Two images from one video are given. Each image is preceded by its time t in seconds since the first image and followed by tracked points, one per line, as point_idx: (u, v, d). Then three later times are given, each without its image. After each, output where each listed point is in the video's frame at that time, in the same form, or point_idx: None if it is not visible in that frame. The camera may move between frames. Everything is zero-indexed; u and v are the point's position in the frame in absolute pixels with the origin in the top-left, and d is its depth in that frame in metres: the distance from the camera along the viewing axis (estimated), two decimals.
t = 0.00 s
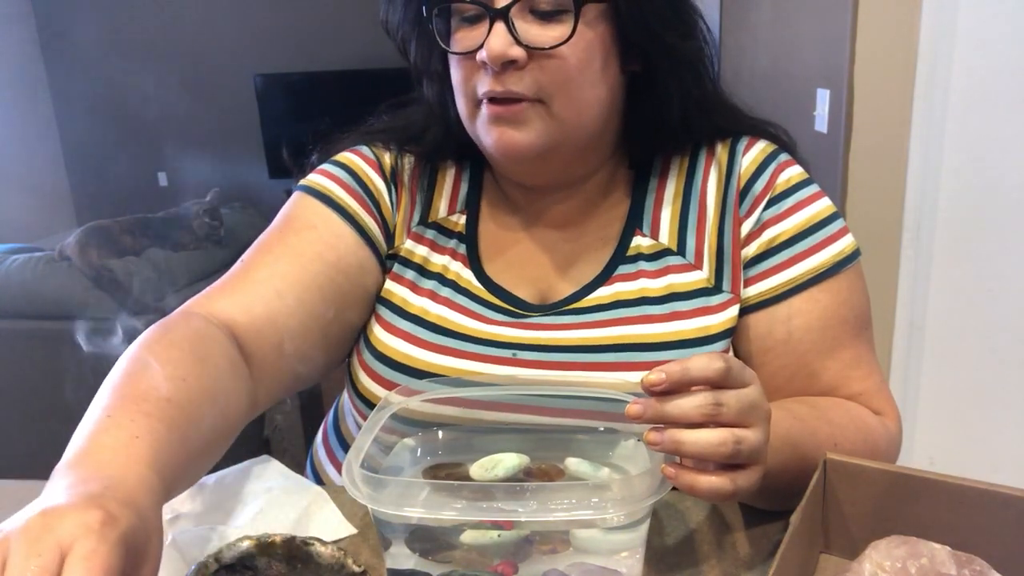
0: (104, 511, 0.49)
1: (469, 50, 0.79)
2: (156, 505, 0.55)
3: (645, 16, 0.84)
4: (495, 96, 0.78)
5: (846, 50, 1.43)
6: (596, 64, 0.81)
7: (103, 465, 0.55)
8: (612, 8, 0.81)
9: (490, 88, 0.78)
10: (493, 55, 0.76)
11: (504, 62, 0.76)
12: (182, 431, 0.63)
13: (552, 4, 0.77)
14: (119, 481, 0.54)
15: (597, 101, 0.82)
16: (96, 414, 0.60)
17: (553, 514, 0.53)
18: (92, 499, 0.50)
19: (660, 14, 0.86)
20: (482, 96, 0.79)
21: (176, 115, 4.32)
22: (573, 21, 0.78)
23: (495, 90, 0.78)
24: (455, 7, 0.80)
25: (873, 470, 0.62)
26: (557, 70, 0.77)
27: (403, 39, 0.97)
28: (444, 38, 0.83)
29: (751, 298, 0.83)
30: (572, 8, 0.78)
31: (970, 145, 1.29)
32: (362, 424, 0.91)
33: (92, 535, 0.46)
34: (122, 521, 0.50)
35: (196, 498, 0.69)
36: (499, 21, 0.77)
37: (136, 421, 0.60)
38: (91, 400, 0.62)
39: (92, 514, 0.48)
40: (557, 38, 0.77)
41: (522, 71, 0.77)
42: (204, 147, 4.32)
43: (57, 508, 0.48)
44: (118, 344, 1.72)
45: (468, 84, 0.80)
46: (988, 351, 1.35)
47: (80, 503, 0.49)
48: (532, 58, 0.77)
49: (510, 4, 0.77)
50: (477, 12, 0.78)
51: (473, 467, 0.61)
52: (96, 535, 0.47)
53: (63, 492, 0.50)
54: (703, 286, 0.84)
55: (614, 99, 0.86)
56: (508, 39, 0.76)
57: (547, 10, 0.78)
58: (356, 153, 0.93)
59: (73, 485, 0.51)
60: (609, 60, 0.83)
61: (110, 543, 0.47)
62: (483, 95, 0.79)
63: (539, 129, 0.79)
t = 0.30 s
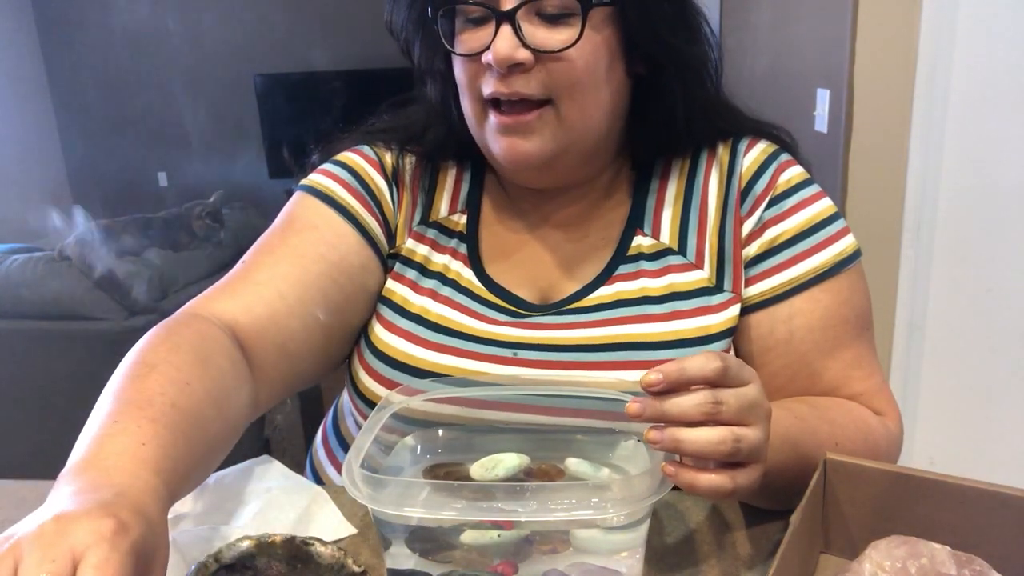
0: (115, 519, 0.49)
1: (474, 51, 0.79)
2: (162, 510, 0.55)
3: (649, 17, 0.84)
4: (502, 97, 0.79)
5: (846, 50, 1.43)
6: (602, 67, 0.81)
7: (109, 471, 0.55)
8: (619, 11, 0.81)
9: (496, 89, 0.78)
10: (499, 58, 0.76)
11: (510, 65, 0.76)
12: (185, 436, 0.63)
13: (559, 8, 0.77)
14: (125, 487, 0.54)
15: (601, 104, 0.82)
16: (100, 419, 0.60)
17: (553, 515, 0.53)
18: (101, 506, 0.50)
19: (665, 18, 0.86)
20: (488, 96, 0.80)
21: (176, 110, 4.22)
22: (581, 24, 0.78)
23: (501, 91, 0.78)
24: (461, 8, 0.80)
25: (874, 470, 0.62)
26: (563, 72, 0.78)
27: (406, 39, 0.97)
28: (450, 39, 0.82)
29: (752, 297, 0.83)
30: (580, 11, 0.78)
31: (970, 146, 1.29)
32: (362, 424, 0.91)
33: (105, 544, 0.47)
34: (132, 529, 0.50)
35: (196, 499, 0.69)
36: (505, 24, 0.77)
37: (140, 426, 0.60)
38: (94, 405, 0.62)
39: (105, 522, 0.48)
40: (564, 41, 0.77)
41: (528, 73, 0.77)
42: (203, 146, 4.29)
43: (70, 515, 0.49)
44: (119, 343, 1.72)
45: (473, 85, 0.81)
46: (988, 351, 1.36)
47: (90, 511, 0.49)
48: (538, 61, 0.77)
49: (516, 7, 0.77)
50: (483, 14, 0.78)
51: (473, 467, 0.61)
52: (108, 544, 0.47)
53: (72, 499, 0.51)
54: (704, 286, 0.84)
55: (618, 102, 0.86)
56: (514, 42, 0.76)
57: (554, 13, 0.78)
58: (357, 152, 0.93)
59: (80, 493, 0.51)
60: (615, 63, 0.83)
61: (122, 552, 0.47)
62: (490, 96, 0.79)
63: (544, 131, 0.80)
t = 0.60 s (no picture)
0: (122, 525, 0.49)
1: (479, 52, 0.79)
2: (167, 514, 0.55)
3: (654, 19, 0.84)
4: (506, 98, 0.79)
5: (846, 50, 1.43)
6: (607, 68, 0.81)
7: (114, 475, 0.55)
8: (623, 14, 0.81)
9: (500, 90, 0.78)
10: (503, 59, 0.76)
11: (515, 66, 0.76)
12: (190, 438, 0.63)
13: (563, 9, 0.77)
14: (132, 491, 0.54)
15: (606, 105, 0.83)
16: (104, 423, 0.60)
17: (553, 514, 0.53)
18: (108, 511, 0.50)
19: (670, 20, 0.86)
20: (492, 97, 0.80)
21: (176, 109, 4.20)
22: (586, 27, 0.78)
23: (505, 92, 0.78)
24: (465, 8, 0.80)
25: (874, 469, 0.62)
26: (567, 74, 0.78)
27: (410, 40, 0.97)
28: (454, 39, 0.83)
29: (754, 297, 0.83)
30: (585, 14, 0.78)
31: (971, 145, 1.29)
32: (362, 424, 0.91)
33: (112, 550, 0.47)
34: (139, 534, 0.50)
35: (196, 499, 0.69)
36: (509, 25, 0.77)
37: (145, 429, 0.60)
38: (97, 408, 0.62)
39: (112, 527, 0.49)
40: (569, 43, 0.77)
41: (533, 75, 0.77)
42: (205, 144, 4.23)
43: (78, 519, 0.49)
44: (119, 343, 1.72)
45: (477, 86, 0.81)
46: (988, 351, 1.35)
47: (97, 515, 0.49)
48: (543, 62, 0.77)
49: (521, 8, 0.77)
50: (487, 14, 0.78)
51: (473, 467, 0.61)
52: (115, 549, 0.47)
53: (77, 503, 0.51)
54: (706, 285, 0.84)
55: (622, 103, 0.87)
56: (519, 43, 0.76)
57: (559, 15, 0.78)
58: (359, 151, 0.93)
59: (86, 496, 0.52)
60: (619, 64, 0.83)
61: (129, 557, 0.47)
62: (494, 97, 0.79)
63: (549, 133, 0.80)
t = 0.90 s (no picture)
0: (125, 524, 0.49)
1: (481, 51, 0.79)
2: (169, 513, 0.55)
3: (656, 18, 0.84)
4: (508, 97, 0.79)
5: (846, 50, 1.43)
6: (610, 67, 0.81)
7: (116, 474, 0.55)
8: (626, 14, 0.82)
9: (502, 89, 0.78)
10: (506, 58, 0.76)
11: (518, 66, 0.77)
12: (191, 437, 0.63)
13: (566, 9, 0.77)
14: (133, 490, 0.54)
15: (608, 104, 0.83)
16: (105, 422, 0.60)
17: (553, 514, 0.53)
18: (110, 511, 0.50)
19: (673, 19, 0.86)
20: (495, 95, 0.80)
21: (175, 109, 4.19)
22: (589, 26, 0.78)
23: (508, 91, 0.78)
24: (468, 7, 0.79)
25: (874, 469, 0.62)
26: (570, 73, 0.78)
27: (412, 39, 0.97)
28: (456, 38, 0.83)
29: (755, 297, 0.83)
30: (587, 13, 0.78)
31: (970, 145, 1.29)
32: (362, 424, 0.91)
33: (114, 549, 0.47)
34: (141, 533, 0.50)
35: (197, 499, 0.69)
36: (512, 25, 0.77)
37: (147, 428, 0.60)
38: (98, 407, 0.62)
39: (114, 526, 0.49)
40: (572, 42, 0.77)
41: (536, 74, 0.77)
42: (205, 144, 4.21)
43: (80, 518, 0.49)
44: (119, 343, 1.72)
45: (479, 84, 0.81)
46: (988, 351, 1.36)
47: (99, 515, 0.49)
48: (546, 61, 0.77)
49: (525, 8, 0.77)
50: (490, 14, 0.78)
51: (473, 467, 0.61)
52: (117, 548, 0.47)
53: (79, 502, 0.51)
54: (707, 284, 0.84)
55: (624, 101, 0.87)
56: (521, 42, 0.76)
57: (562, 15, 0.78)
58: (360, 149, 0.93)
59: (87, 495, 0.52)
60: (622, 63, 0.83)
61: (130, 557, 0.47)
62: (496, 95, 0.79)
63: (551, 131, 0.80)
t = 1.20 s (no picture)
0: (131, 522, 0.49)
1: (483, 52, 0.79)
2: (174, 511, 0.55)
3: (658, 18, 0.84)
4: (509, 98, 0.79)
5: (847, 50, 1.43)
6: (611, 67, 0.81)
7: (120, 471, 0.54)
8: (627, 14, 0.82)
9: (504, 90, 0.78)
10: (508, 59, 0.76)
11: (520, 66, 0.76)
12: (195, 436, 0.63)
13: (568, 9, 0.77)
14: (137, 487, 0.54)
15: (610, 103, 0.83)
16: (108, 419, 0.60)
17: (553, 514, 0.53)
18: (115, 508, 0.50)
19: (674, 20, 0.86)
20: (495, 96, 0.79)
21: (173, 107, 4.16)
22: (590, 26, 0.78)
23: (509, 92, 0.78)
24: (469, 8, 0.79)
25: (874, 469, 0.62)
26: (572, 72, 0.78)
27: (413, 39, 0.97)
28: (458, 38, 0.83)
29: (755, 297, 0.83)
30: (589, 13, 0.78)
31: (971, 145, 1.29)
32: (362, 423, 0.91)
33: (120, 546, 0.47)
34: (147, 531, 0.50)
35: (197, 498, 0.69)
36: (514, 25, 0.77)
37: (150, 426, 0.60)
38: (100, 405, 0.62)
39: (120, 523, 0.49)
40: (574, 42, 0.77)
41: (537, 75, 0.77)
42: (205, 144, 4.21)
43: (85, 514, 0.49)
44: (119, 343, 1.72)
45: (480, 85, 0.81)
46: (988, 350, 1.36)
47: (105, 512, 0.49)
48: (547, 61, 0.77)
49: (526, 8, 0.77)
50: (492, 14, 0.78)
51: (473, 467, 0.61)
52: (124, 545, 0.47)
53: (83, 500, 0.51)
54: (708, 284, 0.84)
55: (625, 101, 0.87)
56: (523, 43, 0.76)
57: (563, 15, 0.78)
58: (361, 149, 0.93)
59: (92, 492, 0.51)
60: (624, 63, 0.83)
61: (137, 553, 0.47)
62: (496, 96, 0.79)
63: (553, 130, 0.80)
